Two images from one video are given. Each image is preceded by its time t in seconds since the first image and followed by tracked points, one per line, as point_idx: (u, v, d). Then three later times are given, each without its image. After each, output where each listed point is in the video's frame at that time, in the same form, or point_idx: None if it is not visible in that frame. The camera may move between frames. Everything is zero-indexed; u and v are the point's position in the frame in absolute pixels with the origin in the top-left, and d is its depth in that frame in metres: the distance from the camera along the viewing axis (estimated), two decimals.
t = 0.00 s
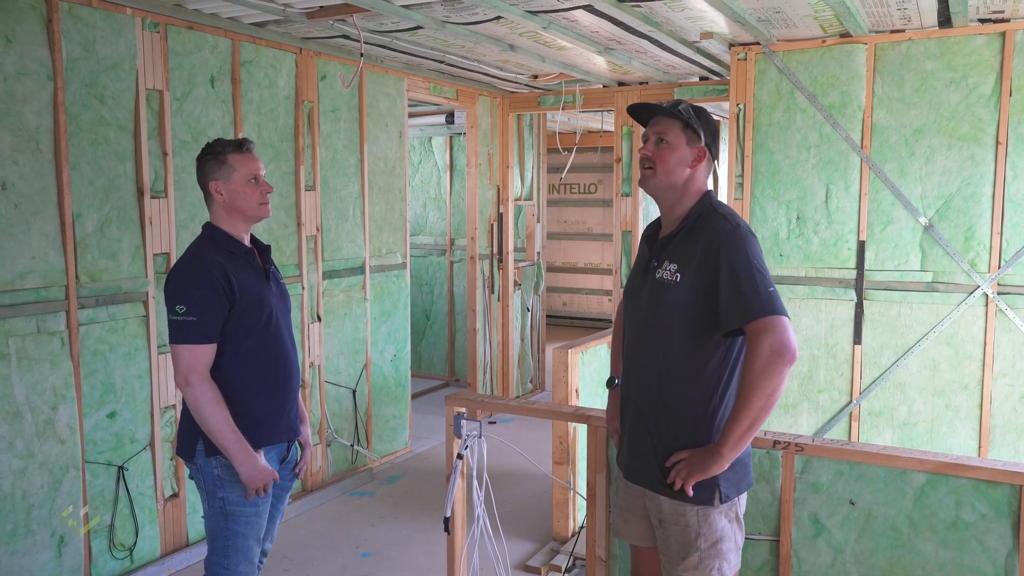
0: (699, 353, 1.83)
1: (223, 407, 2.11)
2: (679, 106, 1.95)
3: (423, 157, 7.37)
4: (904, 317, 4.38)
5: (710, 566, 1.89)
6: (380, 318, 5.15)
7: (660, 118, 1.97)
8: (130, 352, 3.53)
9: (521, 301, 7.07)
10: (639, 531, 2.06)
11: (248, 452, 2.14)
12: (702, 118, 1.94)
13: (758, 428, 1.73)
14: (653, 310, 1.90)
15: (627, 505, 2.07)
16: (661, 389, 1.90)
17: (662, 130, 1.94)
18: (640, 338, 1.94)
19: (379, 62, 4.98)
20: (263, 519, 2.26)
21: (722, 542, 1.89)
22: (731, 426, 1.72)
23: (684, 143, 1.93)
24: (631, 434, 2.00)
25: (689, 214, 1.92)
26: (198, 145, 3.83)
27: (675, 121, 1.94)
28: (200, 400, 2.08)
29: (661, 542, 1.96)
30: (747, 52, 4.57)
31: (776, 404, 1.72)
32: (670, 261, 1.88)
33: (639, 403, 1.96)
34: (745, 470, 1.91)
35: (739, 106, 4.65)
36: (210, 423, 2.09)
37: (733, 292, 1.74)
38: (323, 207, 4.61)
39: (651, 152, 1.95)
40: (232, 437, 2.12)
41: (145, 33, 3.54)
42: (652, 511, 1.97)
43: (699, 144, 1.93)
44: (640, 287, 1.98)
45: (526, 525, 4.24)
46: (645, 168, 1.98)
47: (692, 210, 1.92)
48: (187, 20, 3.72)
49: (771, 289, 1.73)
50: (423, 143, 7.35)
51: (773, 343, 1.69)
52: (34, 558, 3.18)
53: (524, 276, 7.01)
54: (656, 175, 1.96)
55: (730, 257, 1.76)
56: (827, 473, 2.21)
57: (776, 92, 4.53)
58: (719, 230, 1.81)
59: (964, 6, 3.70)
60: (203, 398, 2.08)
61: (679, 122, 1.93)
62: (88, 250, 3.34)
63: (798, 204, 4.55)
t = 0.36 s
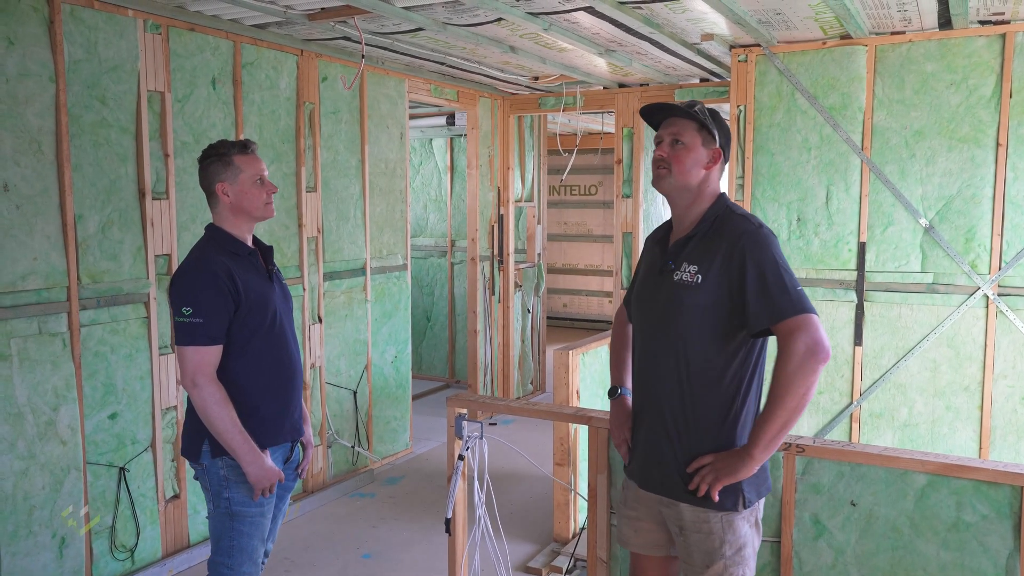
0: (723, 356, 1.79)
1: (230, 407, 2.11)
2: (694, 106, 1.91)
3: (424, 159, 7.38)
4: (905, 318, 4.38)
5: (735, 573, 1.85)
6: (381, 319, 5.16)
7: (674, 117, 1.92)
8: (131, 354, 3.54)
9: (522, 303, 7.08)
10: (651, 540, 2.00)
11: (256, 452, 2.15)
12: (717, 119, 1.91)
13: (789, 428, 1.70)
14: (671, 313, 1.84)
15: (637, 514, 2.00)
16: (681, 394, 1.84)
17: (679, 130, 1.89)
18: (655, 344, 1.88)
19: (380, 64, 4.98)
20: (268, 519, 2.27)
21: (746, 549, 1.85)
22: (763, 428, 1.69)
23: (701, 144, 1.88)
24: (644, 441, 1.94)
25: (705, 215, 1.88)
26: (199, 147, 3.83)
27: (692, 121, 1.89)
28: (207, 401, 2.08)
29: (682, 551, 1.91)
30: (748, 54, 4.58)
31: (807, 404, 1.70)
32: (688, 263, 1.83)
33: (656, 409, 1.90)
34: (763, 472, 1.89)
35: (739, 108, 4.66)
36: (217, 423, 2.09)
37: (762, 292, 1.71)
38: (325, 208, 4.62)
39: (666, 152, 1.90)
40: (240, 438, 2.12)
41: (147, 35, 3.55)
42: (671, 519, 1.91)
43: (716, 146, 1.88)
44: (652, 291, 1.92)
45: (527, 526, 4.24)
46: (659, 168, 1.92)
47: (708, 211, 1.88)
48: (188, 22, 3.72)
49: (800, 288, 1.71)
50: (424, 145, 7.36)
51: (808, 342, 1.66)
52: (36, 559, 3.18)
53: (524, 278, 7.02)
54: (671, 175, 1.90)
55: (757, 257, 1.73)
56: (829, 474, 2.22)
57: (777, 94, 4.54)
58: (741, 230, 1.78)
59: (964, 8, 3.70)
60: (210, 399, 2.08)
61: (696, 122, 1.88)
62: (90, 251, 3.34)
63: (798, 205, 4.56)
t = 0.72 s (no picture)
0: (749, 361, 1.78)
1: (233, 408, 2.12)
2: (708, 107, 1.90)
3: (425, 160, 7.38)
4: (905, 320, 4.38)
5: None
6: (382, 321, 5.16)
7: (688, 120, 1.91)
8: (132, 355, 3.54)
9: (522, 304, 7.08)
10: (667, 546, 2.00)
11: (259, 452, 2.15)
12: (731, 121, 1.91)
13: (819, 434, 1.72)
14: (694, 319, 1.83)
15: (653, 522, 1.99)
16: (704, 400, 1.84)
17: (693, 132, 1.88)
18: (676, 350, 1.87)
19: (380, 66, 4.99)
20: (269, 519, 2.27)
21: (771, 556, 1.86)
22: (796, 434, 1.69)
23: (716, 146, 1.88)
24: (663, 449, 1.93)
25: (723, 219, 1.88)
26: (200, 148, 3.84)
27: (707, 123, 1.88)
28: (210, 401, 2.08)
29: (705, 558, 1.91)
30: (748, 55, 4.58)
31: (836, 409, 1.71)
32: (710, 268, 1.82)
33: (677, 415, 1.89)
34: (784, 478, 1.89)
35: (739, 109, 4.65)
36: (220, 424, 2.10)
37: (791, 297, 1.71)
38: (325, 210, 4.62)
39: (682, 155, 1.89)
40: (244, 439, 2.13)
41: (149, 36, 3.56)
42: (692, 527, 1.91)
43: (729, 147, 1.88)
44: (670, 296, 1.91)
45: (527, 528, 4.24)
46: (676, 172, 1.90)
47: (727, 214, 1.88)
48: (190, 23, 3.73)
49: (827, 292, 1.71)
50: (424, 146, 7.37)
51: (839, 347, 1.67)
52: (36, 560, 3.18)
53: (524, 279, 7.04)
54: (688, 179, 1.89)
55: (784, 262, 1.73)
56: (829, 475, 2.21)
57: (777, 96, 4.55)
58: (765, 235, 1.77)
59: (964, 10, 3.71)
60: (214, 399, 2.09)
61: (709, 123, 1.87)
62: (91, 253, 3.35)
63: (799, 207, 4.56)
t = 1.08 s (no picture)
0: (744, 363, 1.79)
1: (231, 407, 2.12)
2: (713, 109, 1.89)
3: (425, 161, 7.39)
4: (905, 320, 4.38)
5: None
6: (382, 322, 5.16)
7: (692, 121, 1.90)
8: (132, 356, 3.54)
9: (522, 305, 7.08)
10: (658, 543, 2.01)
11: (257, 453, 2.15)
12: (736, 123, 1.89)
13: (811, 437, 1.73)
14: (692, 318, 1.83)
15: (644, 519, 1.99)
16: (698, 399, 1.84)
17: (697, 134, 1.87)
18: (672, 348, 1.87)
19: (380, 67, 4.99)
20: (268, 520, 2.27)
21: (759, 551, 1.87)
22: (789, 434, 1.70)
23: (719, 148, 1.87)
24: (654, 444, 1.93)
25: (726, 221, 1.87)
26: (201, 149, 3.84)
27: (712, 125, 1.87)
28: (208, 401, 2.08)
29: (694, 554, 1.92)
30: (748, 56, 4.59)
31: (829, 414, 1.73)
32: (711, 269, 1.82)
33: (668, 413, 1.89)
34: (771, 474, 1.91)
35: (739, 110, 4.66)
36: (218, 424, 2.10)
37: (793, 302, 1.72)
38: (325, 210, 4.62)
39: (686, 157, 1.88)
40: (242, 439, 2.13)
41: (149, 37, 3.56)
42: (682, 523, 1.92)
43: (734, 149, 1.88)
44: (668, 295, 1.91)
45: (527, 528, 4.24)
46: (679, 174, 1.89)
47: (729, 217, 1.87)
48: (190, 25, 3.73)
49: (828, 300, 1.73)
50: (425, 147, 7.38)
51: (839, 353, 1.69)
52: (36, 561, 3.18)
53: (524, 280, 7.03)
54: (692, 181, 1.88)
55: (787, 268, 1.74)
56: (829, 476, 2.22)
57: (777, 97, 4.55)
58: (768, 239, 1.78)
59: (964, 11, 3.71)
60: (212, 399, 2.09)
61: (714, 126, 1.86)
62: (91, 253, 3.35)
63: (799, 207, 4.56)
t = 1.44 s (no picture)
0: (716, 356, 1.84)
1: (230, 408, 2.12)
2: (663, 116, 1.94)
3: (425, 162, 7.40)
4: (905, 321, 4.38)
5: (719, 561, 1.91)
6: (382, 322, 5.17)
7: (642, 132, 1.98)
8: (132, 356, 3.54)
9: (522, 305, 7.08)
10: (640, 531, 2.06)
11: (256, 453, 2.15)
12: (679, 124, 1.92)
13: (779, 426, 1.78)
14: (665, 313, 1.88)
15: (624, 508, 2.06)
16: (672, 392, 1.89)
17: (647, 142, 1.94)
18: (647, 343, 1.92)
19: (380, 68, 4.99)
20: (268, 520, 2.27)
21: (731, 536, 1.92)
22: (757, 424, 1.75)
23: (666, 153, 1.92)
24: (631, 435, 1.98)
25: (700, 220, 1.92)
26: (201, 150, 3.85)
27: (655, 132, 1.94)
28: (207, 401, 2.08)
29: (667, 540, 1.96)
30: (748, 57, 4.59)
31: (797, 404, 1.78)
32: (685, 265, 1.87)
33: (644, 405, 1.94)
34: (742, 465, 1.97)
35: (739, 111, 4.67)
36: (217, 424, 2.10)
37: (762, 297, 1.77)
38: (325, 211, 4.63)
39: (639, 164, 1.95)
40: (240, 439, 2.13)
41: (149, 37, 3.57)
42: (657, 510, 1.97)
43: (682, 149, 1.91)
44: (644, 291, 1.96)
45: (527, 529, 4.24)
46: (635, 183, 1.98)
47: (702, 216, 1.93)
48: (190, 25, 3.74)
49: (795, 295, 1.78)
50: (425, 148, 7.38)
51: (804, 346, 1.74)
52: (36, 561, 3.18)
53: (525, 281, 7.03)
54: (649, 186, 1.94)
55: (755, 265, 1.79)
56: (829, 476, 2.22)
57: (777, 97, 4.55)
58: (739, 238, 1.83)
59: (963, 12, 3.72)
60: (210, 399, 2.09)
61: (658, 134, 1.93)
62: (91, 254, 3.35)
63: (799, 208, 4.56)
